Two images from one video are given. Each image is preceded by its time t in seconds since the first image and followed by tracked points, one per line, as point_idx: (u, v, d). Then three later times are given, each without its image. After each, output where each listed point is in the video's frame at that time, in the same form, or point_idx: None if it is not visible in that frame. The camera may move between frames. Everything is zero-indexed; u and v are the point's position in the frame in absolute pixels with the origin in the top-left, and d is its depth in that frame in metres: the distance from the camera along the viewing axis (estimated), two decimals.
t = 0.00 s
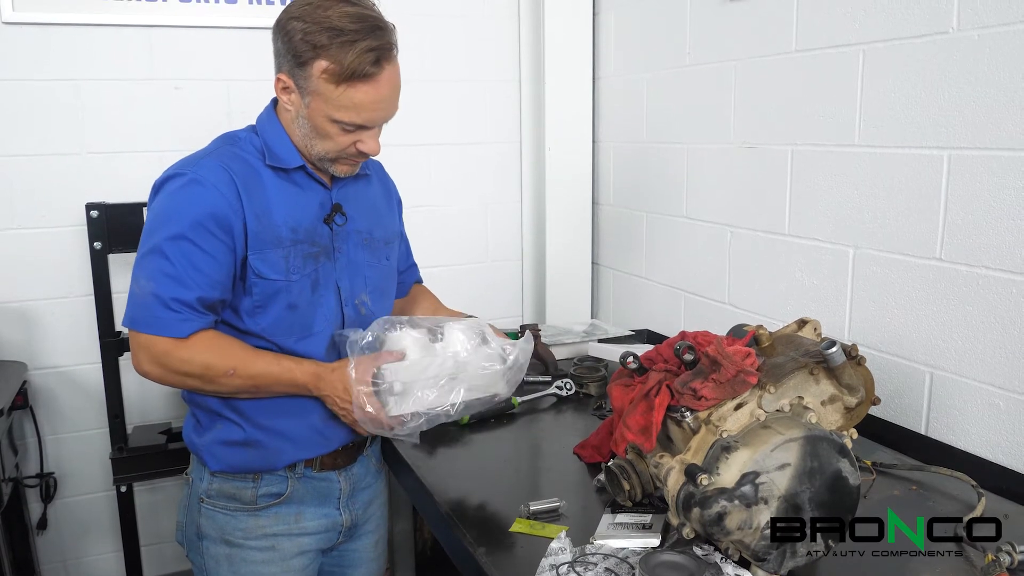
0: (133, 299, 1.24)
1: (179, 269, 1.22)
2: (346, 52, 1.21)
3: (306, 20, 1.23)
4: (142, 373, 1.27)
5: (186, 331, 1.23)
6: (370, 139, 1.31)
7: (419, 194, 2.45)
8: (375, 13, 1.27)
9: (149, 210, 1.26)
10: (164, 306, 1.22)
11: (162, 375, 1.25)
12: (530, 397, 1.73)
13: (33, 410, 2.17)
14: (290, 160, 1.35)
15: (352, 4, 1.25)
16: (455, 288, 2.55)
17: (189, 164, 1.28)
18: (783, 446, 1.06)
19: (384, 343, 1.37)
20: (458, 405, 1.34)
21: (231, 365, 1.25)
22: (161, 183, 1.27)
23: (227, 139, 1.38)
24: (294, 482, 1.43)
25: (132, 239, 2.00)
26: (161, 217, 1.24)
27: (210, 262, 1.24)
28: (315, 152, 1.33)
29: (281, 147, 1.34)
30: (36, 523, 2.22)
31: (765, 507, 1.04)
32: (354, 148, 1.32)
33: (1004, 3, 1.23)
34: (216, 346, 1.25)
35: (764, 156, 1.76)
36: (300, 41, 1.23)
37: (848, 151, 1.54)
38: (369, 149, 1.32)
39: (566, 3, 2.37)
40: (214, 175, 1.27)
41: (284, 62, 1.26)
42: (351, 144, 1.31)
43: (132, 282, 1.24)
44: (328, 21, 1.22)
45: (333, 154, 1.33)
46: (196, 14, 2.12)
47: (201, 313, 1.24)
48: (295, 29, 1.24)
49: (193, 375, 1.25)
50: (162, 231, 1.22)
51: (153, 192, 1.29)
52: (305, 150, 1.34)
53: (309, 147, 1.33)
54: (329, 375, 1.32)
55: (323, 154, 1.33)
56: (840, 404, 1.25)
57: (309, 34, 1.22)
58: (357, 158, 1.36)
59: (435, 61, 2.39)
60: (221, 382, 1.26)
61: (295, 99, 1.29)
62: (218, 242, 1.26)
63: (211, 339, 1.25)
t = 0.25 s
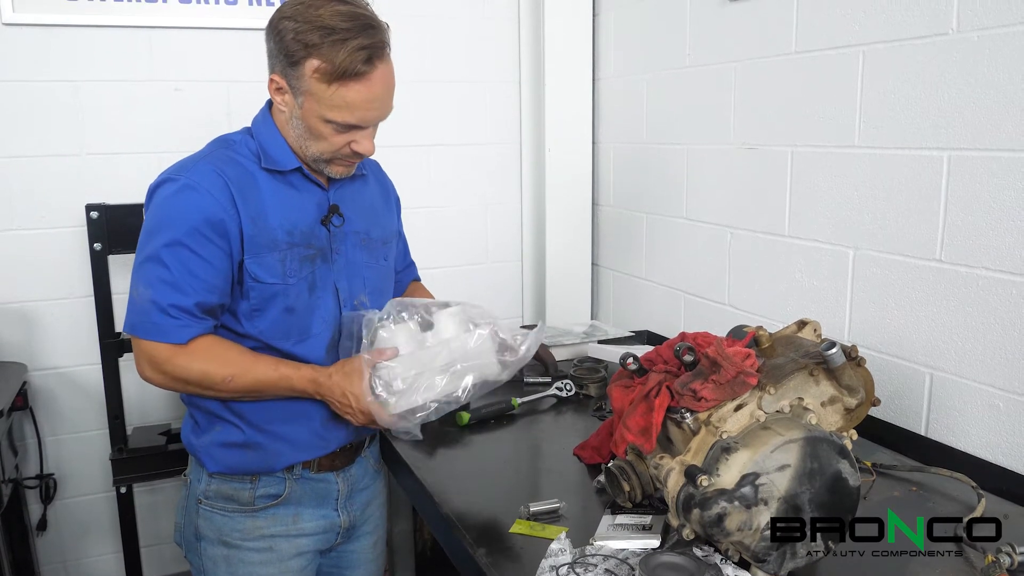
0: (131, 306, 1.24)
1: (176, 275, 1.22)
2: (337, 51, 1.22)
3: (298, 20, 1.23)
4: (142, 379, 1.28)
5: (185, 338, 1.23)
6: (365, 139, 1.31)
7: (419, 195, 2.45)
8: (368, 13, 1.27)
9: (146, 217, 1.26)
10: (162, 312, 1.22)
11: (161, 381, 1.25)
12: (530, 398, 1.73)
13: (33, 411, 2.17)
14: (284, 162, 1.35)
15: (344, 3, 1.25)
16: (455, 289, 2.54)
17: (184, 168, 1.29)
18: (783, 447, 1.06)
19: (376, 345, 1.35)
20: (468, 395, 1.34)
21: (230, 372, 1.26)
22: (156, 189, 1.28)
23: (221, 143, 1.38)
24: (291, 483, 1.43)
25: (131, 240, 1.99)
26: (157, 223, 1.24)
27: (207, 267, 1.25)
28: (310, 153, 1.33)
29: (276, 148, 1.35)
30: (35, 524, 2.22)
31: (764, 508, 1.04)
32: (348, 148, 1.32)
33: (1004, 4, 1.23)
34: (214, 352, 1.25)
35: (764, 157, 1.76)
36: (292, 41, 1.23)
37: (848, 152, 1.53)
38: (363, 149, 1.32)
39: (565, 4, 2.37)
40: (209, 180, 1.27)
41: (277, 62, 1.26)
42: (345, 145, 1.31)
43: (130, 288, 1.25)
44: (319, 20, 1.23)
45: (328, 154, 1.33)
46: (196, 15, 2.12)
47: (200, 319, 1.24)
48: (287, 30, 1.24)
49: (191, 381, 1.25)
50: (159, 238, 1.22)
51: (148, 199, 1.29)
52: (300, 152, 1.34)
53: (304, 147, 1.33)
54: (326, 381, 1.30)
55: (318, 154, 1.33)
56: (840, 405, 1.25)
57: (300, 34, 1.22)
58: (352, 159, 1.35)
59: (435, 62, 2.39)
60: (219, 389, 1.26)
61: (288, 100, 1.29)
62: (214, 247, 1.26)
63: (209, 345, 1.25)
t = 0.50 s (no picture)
0: (118, 308, 1.25)
1: (158, 278, 1.23)
2: (331, 49, 1.22)
3: (290, 20, 1.24)
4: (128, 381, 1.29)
5: (163, 340, 1.23)
6: (360, 138, 1.31)
7: (419, 196, 2.45)
8: (361, 11, 1.28)
9: (138, 220, 1.28)
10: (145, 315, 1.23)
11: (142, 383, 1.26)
12: (530, 399, 1.73)
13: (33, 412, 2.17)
14: (279, 163, 1.35)
15: (336, 2, 1.26)
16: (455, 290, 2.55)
17: (177, 173, 1.30)
18: (783, 448, 1.06)
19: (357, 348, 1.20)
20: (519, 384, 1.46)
21: (203, 378, 1.24)
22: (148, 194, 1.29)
23: (216, 145, 1.39)
24: (291, 484, 1.43)
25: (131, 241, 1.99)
26: (147, 226, 1.25)
27: (193, 271, 1.25)
28: (304, 153, 1.33)
29: (270, 150, 1.35)
30: (35, 524, 2.22)
31: (764, 509, 1.04)
32: (343, 148, 1.32)
33: (1004, 4, 1.23)
34: (192, 358, 1.24)
35: (764, 158, 1.76)
36: (286, 41, 1.23)
37: (848, 153, 1.53)
38: (358, 148, 1.32)
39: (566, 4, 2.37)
40: (197, 185, 1.28)
41: (270, 63, 1.26)
42: (340, 144, 1.31)
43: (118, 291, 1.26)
44: (311, 19, 1.23)
45: (323, 154, 1.33)
46: (196, 15, 2.12)
47: (181, 322, 1.24)
48: (280, 29, 1.24)
49: (167, 384, 1.24)
50: (145, 242, 1.24)
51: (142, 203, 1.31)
52: (295, 152, 1.34)
53: (298, 148, 1.33)
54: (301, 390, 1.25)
55: (312, 154, 1.33)
56: (840, 406, 1.25)
57: (294, 34, 1.23)
58: (347, 158, 1.35)
59: (435, 63, 2.39)
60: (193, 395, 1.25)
61: (282, 100, 1.29)
62: (202, 251, 1.26)
63: (188, 349, 1.25)
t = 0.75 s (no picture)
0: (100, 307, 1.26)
1: (132, 279, 1.22)
2: (335, 51, 1.22)
3: (294, 21, 1.24)
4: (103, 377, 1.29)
5: (123, 339, 1.21)
6: (362, 141, 1.31)
7: (419, 197, 2.45)
8: (364, 13, 1.28)
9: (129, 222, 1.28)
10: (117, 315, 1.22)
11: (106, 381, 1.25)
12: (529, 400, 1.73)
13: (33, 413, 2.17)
14: (278, 167, 1.35)
15: (340, 4, 1.26)
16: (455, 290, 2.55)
17: (169, 180, 1.30)
18: (783, 449, 1.06)
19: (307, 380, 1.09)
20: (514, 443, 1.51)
21: (151, 382, 1.21)
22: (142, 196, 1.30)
23: (215, 150, 1.39)
24: (293, 484, 1.44)
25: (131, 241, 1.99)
26: (135, 228, 1.26)
27: (172, 275, 1.24)
28: (306, 156, 1.33)
29: (269, 154, 1.35)
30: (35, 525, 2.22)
31: (764, 510, 1.04)
32: (346, 150, 1.31)
33: (1004, 5, 1.23)
34: (151, 363, 1.22)
35: (764, 159, 1.76)
36: (289, 43, 1.23)
37: (848, 154, 1.53)
38: (361, 150, 1.32)
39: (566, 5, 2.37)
40: (186, 191, 1.28)
41: (273, 64, 1.26)
42: (342, 147, 1.31)
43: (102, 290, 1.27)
44: (316, 21, 1.23)
45: (324, 157, 1.33)
46: (196, 16, 2.12)
47: (151, 325, 1.23)
48: (283, 31, 1.24)
49: (122, 385, 1.22)
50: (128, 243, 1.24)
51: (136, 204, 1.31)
52: (296, 155, 1.34)
53: (300, 150, 1.32)
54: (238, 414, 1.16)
55: (314, 157, 1.32)
56: (840, 407, 1.25)
57: (298, 35, 1.23)
58: (349, 161, 1.35)
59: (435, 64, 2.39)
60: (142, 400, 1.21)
61: (285, 102, 1.29)
62: (186, 257, 1.25)
63: (151, 353, 1.22)
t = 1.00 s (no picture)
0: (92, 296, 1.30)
1: (119, 271, 1.26)
2: (337, 53, 1.22)
3: (299, 21, 1.24)
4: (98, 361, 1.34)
5: (106, 328, 1.25)
6: (361, 146, 1.31)
7: (419, 198, 2.45)
8: (371, 18, 1.28)
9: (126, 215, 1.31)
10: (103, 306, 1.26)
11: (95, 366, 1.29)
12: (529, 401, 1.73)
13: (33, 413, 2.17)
14: (275, 168, 1.35)
15: (348, 8, 1.26)
16: (455, 291, 2.54)
17: (165, 177, 1.31)
18: (783, 450, 1.06)
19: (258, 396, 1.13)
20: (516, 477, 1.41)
21: (122, 374, 1.24)
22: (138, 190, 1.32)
23: (216, 150, 1.39)
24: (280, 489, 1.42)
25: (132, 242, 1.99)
26: (128, 221, 1.29)
27: (156, 270, 1.27)
28: (304, 157, 1.33)
29: (267, 155, 1.35)
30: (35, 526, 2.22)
31: (764, 511, 1.04)
32: (344, 154, 1.31)
33: (1004, 7, 1.23)
34: (125, 355, 1.24)
35: (764, 160, 1.77)
36: (293, 42, 1.24)
37: (848, 155, 1.54)
38: (359, 155, 1.31)
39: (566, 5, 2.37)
40: (174, 188, 1.29)
41: (276, 63, 1.26)
42: (340, 150, 1.30)
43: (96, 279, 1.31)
44: (321, 22, 1.23)
45: (322, 159, 1.32)
46: (197, 17, 2.12)
47: (135, 318, 1.26)
48: (289, 30, 1.25)
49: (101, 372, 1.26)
50: (120, 236, 1.28)
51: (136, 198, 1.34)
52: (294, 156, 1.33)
53: (298, 151, 1.32)
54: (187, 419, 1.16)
55: (313, 158, 1.32)
56: (840, 408, 1.25)
57: (303, 36, 1.23)
58: (347, 165, 1.35)
59: (435, 65, 2.39)
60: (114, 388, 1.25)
61: (286, 101, 1.29)
62: (170, 254, 1.27)
63: (129, 345, 1.25)
